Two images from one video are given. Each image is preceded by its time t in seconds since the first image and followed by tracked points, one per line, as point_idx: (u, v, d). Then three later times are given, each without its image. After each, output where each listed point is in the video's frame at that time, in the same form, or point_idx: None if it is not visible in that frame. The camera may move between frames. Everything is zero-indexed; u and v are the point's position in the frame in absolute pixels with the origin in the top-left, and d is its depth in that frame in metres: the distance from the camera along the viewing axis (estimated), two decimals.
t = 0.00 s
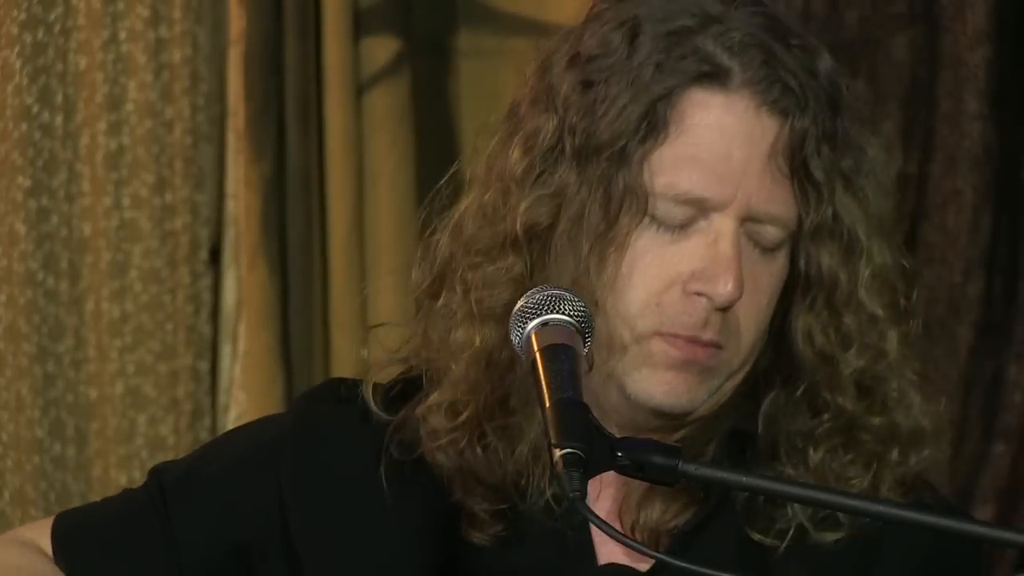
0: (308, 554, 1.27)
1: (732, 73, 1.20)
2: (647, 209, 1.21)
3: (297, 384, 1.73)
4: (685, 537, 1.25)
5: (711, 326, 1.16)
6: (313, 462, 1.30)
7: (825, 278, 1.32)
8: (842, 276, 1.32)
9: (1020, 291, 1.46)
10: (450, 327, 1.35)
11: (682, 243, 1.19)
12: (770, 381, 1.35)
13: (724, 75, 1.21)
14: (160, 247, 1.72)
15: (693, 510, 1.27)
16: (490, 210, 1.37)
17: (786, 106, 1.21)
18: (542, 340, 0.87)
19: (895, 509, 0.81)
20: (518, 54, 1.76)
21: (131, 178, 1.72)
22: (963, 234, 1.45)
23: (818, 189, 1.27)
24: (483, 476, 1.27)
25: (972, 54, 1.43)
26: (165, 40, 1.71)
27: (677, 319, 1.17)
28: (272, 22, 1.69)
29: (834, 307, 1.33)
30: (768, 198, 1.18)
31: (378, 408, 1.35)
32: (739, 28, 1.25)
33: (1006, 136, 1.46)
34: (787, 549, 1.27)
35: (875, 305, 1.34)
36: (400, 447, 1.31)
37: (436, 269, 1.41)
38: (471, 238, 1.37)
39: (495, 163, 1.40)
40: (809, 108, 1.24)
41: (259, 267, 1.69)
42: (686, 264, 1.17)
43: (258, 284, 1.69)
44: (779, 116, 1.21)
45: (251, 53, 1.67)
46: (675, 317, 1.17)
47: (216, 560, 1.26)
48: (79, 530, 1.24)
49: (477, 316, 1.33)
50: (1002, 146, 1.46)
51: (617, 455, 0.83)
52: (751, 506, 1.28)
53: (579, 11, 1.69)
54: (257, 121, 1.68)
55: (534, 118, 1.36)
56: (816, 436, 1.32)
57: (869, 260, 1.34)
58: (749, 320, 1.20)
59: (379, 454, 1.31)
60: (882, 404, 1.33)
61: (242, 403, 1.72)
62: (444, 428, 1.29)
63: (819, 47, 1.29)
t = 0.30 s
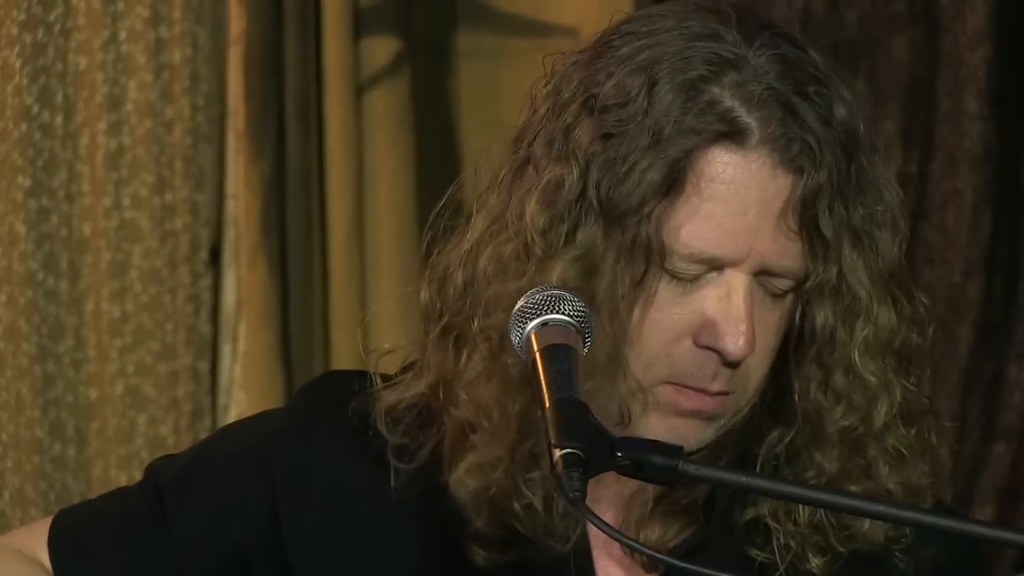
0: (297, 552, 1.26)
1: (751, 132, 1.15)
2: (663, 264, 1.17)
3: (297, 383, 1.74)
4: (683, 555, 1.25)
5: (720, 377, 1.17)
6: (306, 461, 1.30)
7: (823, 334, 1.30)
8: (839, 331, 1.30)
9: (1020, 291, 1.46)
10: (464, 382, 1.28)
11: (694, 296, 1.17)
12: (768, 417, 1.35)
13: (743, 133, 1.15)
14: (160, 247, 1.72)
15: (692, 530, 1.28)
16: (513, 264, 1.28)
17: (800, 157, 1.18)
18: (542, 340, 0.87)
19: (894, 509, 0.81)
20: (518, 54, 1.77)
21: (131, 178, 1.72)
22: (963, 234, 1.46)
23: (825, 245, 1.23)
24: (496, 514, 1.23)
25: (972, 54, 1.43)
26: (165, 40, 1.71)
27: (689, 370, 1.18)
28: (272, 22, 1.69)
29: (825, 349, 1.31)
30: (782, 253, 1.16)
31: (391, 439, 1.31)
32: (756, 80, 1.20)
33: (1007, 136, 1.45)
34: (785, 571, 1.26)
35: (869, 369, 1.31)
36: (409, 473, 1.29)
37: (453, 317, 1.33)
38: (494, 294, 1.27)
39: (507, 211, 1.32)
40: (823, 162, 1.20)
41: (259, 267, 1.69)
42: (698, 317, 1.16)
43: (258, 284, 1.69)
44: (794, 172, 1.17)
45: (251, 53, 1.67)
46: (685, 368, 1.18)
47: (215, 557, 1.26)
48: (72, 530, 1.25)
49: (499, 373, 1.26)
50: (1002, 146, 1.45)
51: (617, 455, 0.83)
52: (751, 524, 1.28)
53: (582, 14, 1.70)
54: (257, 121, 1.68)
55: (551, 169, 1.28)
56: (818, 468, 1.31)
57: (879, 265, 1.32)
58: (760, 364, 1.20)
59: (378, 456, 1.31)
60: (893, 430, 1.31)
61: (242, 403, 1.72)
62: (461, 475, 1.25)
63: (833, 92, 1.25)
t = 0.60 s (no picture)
0: (303, 554, 1.25)
1: (765, 131, 1.15)
2: (676, 263, 1.17)
3: (297, 384, 1.74)
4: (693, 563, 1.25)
5: (732, 377, 1.16)
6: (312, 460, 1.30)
7: (832, 334, 1.30)
8: (847, 331, 1.30)
9: (1020, 292, 1.46)
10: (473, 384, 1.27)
11: (706, 296, 1.17)
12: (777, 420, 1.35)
13: (756, 132, 1.15)
14: (160, 247, 1.72)
15: (700, 539, 1.28)
16: (525, 266, 1.27)
17: (813, 157, 1.17)
18: (542, 340, 0.87)
19: (894, 509, 0.81)
20: (517, 54, 1.77)
21: (131, 178, 1.72)
22: (963, 234, 1.45)
23: (837, 244, 1.23)
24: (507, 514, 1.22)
25: (972, 54, 1.42)
26: (165, 40, 1.71)
27: (701, 370, 1.18)
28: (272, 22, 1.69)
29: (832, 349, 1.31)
30: (795, 254, 1.16)
31: (403, 444, 1.30)
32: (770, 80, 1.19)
33: (1007, 136, 1.46)
34: None
35: (876, 371, 1.31)
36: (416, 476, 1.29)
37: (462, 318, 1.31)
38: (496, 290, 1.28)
39: (519, 213, 1.31)
40: (836, 163, 1.19)
41: (259, 267, 1.69)
42: (710, 317, 1.16)
43: (258, 284, 1.69)
44: (807, 172, 1.17)
45: (251, 53, 1.67)
46: (697, 368, 1.18)
47: (221, 556, 1.26)
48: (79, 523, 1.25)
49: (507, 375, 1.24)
50: (1003, 147, 1.46)
51: (617, 455, 0.83)
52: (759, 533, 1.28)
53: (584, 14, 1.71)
54: (257, 121, 1.68)
55: (563, 168, 1.28)
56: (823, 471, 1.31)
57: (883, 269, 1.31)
58: (772, 365, 1.19)
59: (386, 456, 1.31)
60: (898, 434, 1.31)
61: (242, 403, 1.72)
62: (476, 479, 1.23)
63: (847, 94, 1.24)
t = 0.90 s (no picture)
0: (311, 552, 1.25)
1: (773, 108, 1.18)
2: (681, 237, 1.18)
3: (297, 384, 1.74)
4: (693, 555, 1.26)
5: (734, 355, 1.16)
6: (316, 458, 1.29)
7: (846, 317, 1.30)
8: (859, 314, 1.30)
9: (1020, 292, 1.46)
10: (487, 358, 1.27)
11: (712, 271, 1.17)
12: (778, 409, 1.35)
13: (764, 109, 1.18)
14: (160, 247, 1.72)
15: (701, 527, 1.27)
16: (534, 241, 1.28)
17: (820, 137, 1.19)
18: (542, 340, 0.87)
19: (895, 509, 0.80)
20: (518, 54, 1.77)
21: (131, 178, 1.72)
22: (963, 234, 1.45)
23: (847, 226, 1.24)
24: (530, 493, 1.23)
25: (972, 54, 1.43)
26: (165, 40, 1.71)
27: (703, 347, 1.17)
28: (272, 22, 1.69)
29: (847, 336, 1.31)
30: (798, 233, 1.17)
31: (409, 430, 1.30)
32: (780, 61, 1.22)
33: (1007, 136, 1.46)
34: (796, 563, 1.27)
35: (890, 347, 1.32)
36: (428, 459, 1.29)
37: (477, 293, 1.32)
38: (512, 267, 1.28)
39: (528, 191, 1.32)
40: (843, 144, 1.22)
41: (259, 267, 1.69)
42: (715, 292, 1.16)
43: (258, 284, 1.69)
44: (815, 151, 1.19)
45: (251, 53, 1.67)
46: (700, 344, 1.17)
47: (227, 554, 1.25)
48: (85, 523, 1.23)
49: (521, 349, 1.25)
50: (1002, 146, 1.46)
51: (616, 455, 0.83)
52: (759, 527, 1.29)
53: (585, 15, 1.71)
54: (257, 121, 1.68)
55: (573, 145, 1.29)
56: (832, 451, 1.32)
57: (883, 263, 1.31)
58: (774, 348, 1.19)
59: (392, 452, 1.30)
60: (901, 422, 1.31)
61: (242, 403, 1.72)
62: (495, 456, 1.24)
63: (857, 81, 1.27)
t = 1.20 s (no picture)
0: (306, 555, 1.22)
1: (772, 82, 1.18)
2: (679, 210, 1.19)
3: (297, 385, 1.73)
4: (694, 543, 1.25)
5: (732, 329, 1.15)
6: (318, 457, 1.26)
7: (844, 290, 1.30)
8: (861, 289, 1.30)
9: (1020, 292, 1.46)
10: (489, 332, 1.28)
11: (711, 245, 1.17)
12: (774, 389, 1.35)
13: (763, 82, 1.18)
14: (160, 247, 1.72)
15: (702, 515, 1.27)
16: (530, 213, 1.30)
17: (819, 114, 1.20)
18: (542, 340, 0.87)
19: (895, 509, 0.80)
20: (518, 54, 1.76)
21: (131, 178, 1.72)
22: (963, 234, 1.45)
23: (847, 202, 1.24)
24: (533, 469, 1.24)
25: (972, 54, 1.43)
26: (165, 40, 1.71)
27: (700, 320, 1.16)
28: (272, 22, 1.70)
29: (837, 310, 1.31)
30: (796, 208, 1.17)
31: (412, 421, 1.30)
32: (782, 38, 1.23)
33: (1007, 136, 1.46)
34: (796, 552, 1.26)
35: (892, 321, 1.32)
36: (433, 444, 1.28)
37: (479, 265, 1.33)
38: (517, 242, 1.28)
39: (529, 168, 1.33)
40: (842, 120, 1.22)
41: (259, 267, 1.69)
42: (711, 266, 1.16)
43: (258, 284, 1.69)
44: (814, 128, 1.19)
45: (251, 53, 1.67)
46: (697, 317, 1.16)
47: (225, 559, 1.25)
48: (81, 533, 1.25)
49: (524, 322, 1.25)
50: (1002, 146, 1.46)
51: (616, 455, 0.83)
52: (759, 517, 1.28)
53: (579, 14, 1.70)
54: (257, 121, 1.68)
55: (572, 120, 1.31)
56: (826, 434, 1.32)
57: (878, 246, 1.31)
58: (771, 326, 1.19)
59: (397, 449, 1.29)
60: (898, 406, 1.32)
61: (242, 403, 1.72)
62: (497, 429, 1.25)
63: (857, 63, 1.28)
